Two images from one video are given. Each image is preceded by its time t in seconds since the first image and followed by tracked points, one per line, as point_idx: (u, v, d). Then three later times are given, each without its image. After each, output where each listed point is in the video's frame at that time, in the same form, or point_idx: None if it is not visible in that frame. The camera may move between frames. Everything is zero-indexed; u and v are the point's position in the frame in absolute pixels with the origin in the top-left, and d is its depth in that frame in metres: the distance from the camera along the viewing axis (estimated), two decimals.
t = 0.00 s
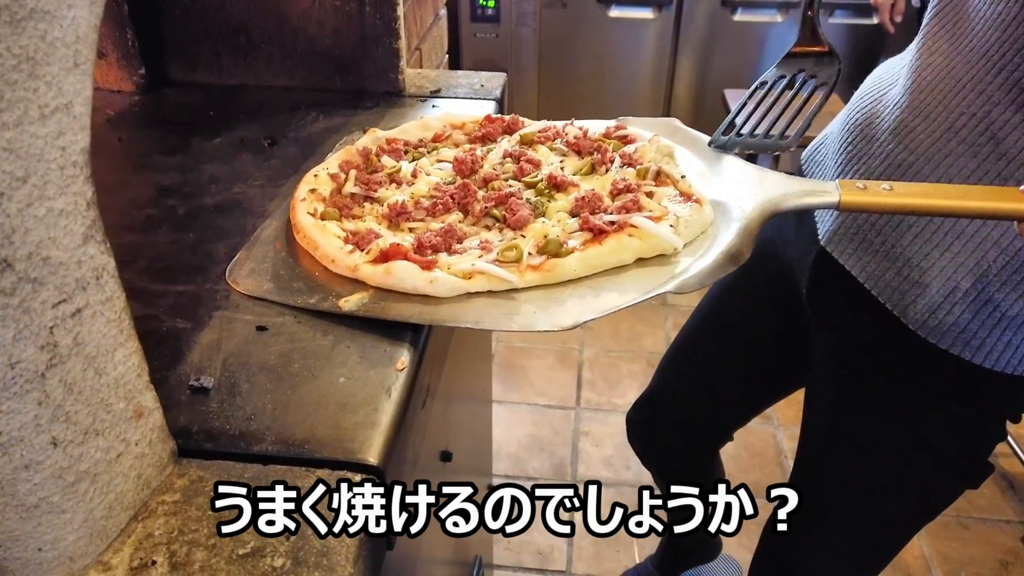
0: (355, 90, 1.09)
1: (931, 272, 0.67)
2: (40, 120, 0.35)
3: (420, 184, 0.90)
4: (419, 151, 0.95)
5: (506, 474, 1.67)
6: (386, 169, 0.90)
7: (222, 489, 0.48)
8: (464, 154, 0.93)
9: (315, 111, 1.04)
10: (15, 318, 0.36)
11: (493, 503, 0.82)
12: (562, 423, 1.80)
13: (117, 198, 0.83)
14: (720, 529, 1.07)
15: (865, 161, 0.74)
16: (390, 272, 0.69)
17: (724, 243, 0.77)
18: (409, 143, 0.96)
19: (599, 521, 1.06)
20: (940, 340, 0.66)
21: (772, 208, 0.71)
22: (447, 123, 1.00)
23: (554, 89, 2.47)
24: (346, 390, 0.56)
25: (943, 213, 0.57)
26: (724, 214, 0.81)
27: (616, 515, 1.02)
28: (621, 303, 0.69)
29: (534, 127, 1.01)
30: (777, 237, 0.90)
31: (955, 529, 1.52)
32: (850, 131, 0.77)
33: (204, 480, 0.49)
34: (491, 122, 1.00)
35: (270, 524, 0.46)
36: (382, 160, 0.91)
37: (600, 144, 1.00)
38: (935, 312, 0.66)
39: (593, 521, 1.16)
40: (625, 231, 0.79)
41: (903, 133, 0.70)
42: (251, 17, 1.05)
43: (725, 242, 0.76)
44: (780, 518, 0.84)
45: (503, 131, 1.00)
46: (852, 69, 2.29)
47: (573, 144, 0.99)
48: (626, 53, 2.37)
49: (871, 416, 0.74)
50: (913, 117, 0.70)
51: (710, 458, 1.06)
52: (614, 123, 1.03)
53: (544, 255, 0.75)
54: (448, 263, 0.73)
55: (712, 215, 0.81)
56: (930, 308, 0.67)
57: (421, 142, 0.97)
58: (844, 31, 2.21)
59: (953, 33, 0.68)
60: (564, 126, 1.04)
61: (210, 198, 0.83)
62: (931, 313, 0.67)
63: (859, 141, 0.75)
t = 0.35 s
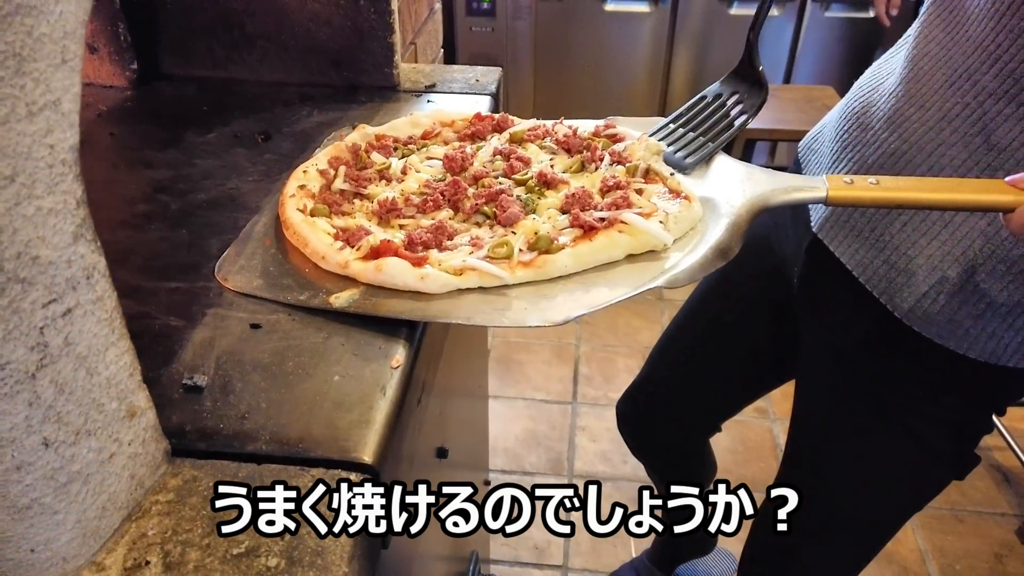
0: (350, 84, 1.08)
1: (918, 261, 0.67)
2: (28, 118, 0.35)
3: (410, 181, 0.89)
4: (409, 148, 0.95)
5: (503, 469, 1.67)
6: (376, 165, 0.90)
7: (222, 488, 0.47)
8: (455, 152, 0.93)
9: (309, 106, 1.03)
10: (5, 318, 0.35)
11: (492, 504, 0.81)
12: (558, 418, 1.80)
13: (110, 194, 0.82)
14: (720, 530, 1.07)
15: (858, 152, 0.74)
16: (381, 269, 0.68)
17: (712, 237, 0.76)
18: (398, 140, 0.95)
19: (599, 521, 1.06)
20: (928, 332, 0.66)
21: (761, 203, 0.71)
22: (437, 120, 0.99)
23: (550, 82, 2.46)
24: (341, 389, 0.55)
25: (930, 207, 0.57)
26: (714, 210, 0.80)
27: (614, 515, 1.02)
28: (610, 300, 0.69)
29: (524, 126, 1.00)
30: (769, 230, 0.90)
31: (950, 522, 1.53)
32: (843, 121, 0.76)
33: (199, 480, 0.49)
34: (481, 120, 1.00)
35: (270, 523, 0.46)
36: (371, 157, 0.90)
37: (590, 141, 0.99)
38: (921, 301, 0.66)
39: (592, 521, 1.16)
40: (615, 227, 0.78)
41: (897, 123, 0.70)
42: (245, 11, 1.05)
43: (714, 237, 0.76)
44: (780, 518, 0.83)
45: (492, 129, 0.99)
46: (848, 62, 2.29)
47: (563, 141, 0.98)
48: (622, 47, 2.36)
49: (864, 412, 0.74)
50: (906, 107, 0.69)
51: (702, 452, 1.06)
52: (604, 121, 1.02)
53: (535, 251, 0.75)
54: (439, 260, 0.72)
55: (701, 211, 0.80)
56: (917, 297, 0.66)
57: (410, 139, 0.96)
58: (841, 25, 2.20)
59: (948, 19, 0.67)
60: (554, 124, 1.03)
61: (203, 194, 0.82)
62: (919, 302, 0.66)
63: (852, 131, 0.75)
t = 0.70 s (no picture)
0: (351, 87, 1.09)
1: (915, 255, 0.68)
2: (52, 129, 0.36)
3: (411, 183, 0.90)
4: (410, 150, 0.96)
5: (502, 467, 1.69)
6: (377, 167, 0.91)
7: (222, 488, 0.48)
8: (455, 154, 0.94)
9: (311, 108, 1.04)
10: (29, 322, 0.36)
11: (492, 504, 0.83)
12: (558, 417, 1.81)
13: (116, 197, 0.83)
14: (720, 529, 1.08)
15: (856, 148, 0.75)
16: (386, 270, 0.69)
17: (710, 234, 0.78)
18: (398, 142, 0.96)
19: (599, 520, 1.07)
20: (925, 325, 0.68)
21: (756, 202, 0.72)
22: (436, 122, 1.01)
23: (548, 82, 2.47)
24: (348, 389, 0.57)
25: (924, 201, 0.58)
26: (711, 208, 0.81)
27: (615, 515, 1.04)
28: (611, 298, 0.70)
29: (521, 129, 1.01)
30: (767, 227, 0.91)
31: (945, 518, 1.54)
32: (842, 118, 0.78)
33: (210, 479, 0.50)
34: (480, 122, 1.01)
35: (270, 524, 0.47)
36: (373, 160, 0.92)
37: (587, 142, 1.00)
38: (917, 293, 0.67)
39: (592, 520, 1.17)
40: (615, 227, 0.79)
41: (896, 119, 0.71)
42: (248, 14, 1.06)
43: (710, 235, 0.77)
44: (780, 518, 0.84)
45: (491, 131, 1.00)
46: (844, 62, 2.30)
47: (561, 143, 1.00)
48: (619, 46, 2.38)
49: (861, 409, 0.75)
50: (906, 104, 0.70)
51: (700, 450, 1.08)
52: (600, 123, 1.03)
53: (537, 251, 0.76)
54: (443, 261, 0.74)
55: (698, 210, 0.82)
56: (915, 290, 0.67)
57: (410, 142, 0.97)
58: (837, 24, 2.22)
59: (951, 17, 0.68)
60: (551, 127, 1.04)
61: (208, 197, 0.83)
62: (914, 294, 0.68)
63: (851, 127, 0.76)
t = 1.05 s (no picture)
0: (348, 89, 1.09)
1: (913, 250, 0.69)
2: (50, 134, 0.36)
3: (407, 185, 0.91)
4: (404, 151, 0.96)
5: (499, 467, 1.69)
6: (372, 169, 0.92)
7: (222, 489, 0.49)
8: (449, 155, 0.94)
9: (308, 111, 1.05)
10: (27, 326, 0.37)
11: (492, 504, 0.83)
12: (554, 417, 1.82)
13: (114, 200, 0.83)
14: (719, 529, 1.09)
15: (853, 148, 0.75)
16: (383, 272, 0.70)
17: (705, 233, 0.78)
18: (393, 144, 0.97)
19: (598, 521, 1.08)
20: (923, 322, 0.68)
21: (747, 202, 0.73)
22: (430, 124, 1.01)
23: (544, 83, 2.48)
24: (344, 390, 0.57)
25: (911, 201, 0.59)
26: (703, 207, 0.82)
27: (614, 515, 1.04)
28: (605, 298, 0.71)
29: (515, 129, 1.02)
30: (762, 226, 0.92)
31: (940, 516, 1.55)
32: (838, 118, 0.78)
33: (207, 480, 0.51)
34: (473, 123, 1.01)
35: (270, 523, 0.47)
36: (368, 162, 0.92)
37: (579, 143, 1.00)
38: (912, 288, 0.68)
39: (591, 520, 1.18)
40: (609, 228, 0.80)
41: (893, 119, 0.71)
42: (244, 16, 1.06)
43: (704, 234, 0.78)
44: (780, 517, 0.84)
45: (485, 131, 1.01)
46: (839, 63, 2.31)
47: (554, 144, 1.00)
48: (615, 47, 2.39)
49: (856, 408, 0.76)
50: (902, 103, 0.71)
51: (695, 450, 1.09)
52: (593, 123, 1.04)
53: (531, 252, 0.77)
54: (439, 262, 0.74)
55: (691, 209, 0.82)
56: (912, 284, 0.68)
57: (404, 143, 0.98)
58: (831, 25, 2.23)
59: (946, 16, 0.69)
60: (544, 127, 1.04)
61: (206, 199, 0.84)
62: (909, 289, 0.68)
63: (848, 127, 0.76)
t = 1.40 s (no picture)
0: (342, 89, 1.09)
1: (910, 244, 0.69)
2: (37, 134, 0.36)
3: (400, 184, 0.91)
4: (398, 151, 0.96)
5: (495, 467, 1.69)
6: (366, 169, 0.91)
7: (222, 489, 0.49)
8: (443, 154, 0.94)
9: (302, 110, 1.04)
10: (15, 326, 0.37)
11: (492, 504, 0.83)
12: (550, 416, 1.82)
13: (106, 200, 0.83)
14: (718, 529, 1.09)
15: (852, 144, 0.75)
16: (377, 272, 0.70)
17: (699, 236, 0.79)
18: (387, 143, 0.97)
19: (597, 521, 1.08)
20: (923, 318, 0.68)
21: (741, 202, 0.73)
22: (424, 123, 1.01)
23: (539, 83, 2.48)
24: (337, 390, 0.57)
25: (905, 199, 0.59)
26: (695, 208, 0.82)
27: (614, 515, 1.04)
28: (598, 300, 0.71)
29: (509, 128, 1.02)
30: (761, 225, 0.92)
31: (936, 514, 1.56)
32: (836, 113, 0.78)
33: (201, 480, 0.51)
34: (467, 122, 1.01)
35: (270, 524, 0.47)
36: (362, 161, 0.92)
37: (574, 142, 1.00)
38: (910, 285, 0.68)
39: (591, 520, 1.18)
40: (600, 229, 0.80)
41: (891, 114, 0.71)
42: (237, 16, 1.06)
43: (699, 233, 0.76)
44: (780, 517, 0.85)
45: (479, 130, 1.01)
46: (833, 62, 2.32)
47: (548, 142, 1.00)
48: (610, 46, 2.39)
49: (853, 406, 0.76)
50: (900, 99, 0.71)
51: (691, 448, 1.09)
52: (588, 121, 1.03)
53: (524, 252, 0.77)
54: (432, 262, 0.74)
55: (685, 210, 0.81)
56: (910, 281, 0.68)
57: (398, 143, 0.98)
58: (826, 24, 2.24)
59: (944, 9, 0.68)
60: (539, 126, 1.04)
61: (198, 199, 0.83)
62: (909, 286, 0.68)
63: (845, 122, 0.76)
